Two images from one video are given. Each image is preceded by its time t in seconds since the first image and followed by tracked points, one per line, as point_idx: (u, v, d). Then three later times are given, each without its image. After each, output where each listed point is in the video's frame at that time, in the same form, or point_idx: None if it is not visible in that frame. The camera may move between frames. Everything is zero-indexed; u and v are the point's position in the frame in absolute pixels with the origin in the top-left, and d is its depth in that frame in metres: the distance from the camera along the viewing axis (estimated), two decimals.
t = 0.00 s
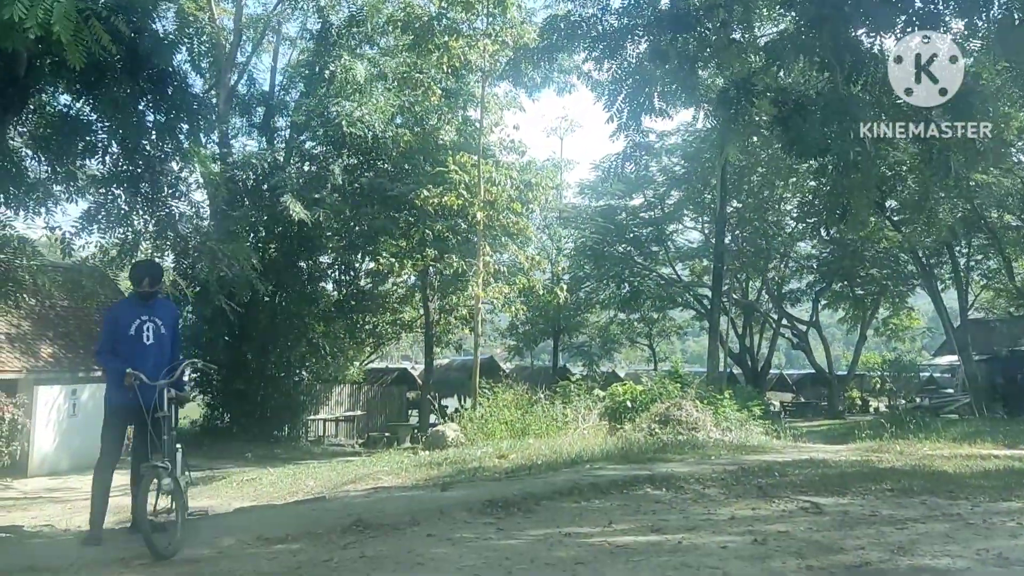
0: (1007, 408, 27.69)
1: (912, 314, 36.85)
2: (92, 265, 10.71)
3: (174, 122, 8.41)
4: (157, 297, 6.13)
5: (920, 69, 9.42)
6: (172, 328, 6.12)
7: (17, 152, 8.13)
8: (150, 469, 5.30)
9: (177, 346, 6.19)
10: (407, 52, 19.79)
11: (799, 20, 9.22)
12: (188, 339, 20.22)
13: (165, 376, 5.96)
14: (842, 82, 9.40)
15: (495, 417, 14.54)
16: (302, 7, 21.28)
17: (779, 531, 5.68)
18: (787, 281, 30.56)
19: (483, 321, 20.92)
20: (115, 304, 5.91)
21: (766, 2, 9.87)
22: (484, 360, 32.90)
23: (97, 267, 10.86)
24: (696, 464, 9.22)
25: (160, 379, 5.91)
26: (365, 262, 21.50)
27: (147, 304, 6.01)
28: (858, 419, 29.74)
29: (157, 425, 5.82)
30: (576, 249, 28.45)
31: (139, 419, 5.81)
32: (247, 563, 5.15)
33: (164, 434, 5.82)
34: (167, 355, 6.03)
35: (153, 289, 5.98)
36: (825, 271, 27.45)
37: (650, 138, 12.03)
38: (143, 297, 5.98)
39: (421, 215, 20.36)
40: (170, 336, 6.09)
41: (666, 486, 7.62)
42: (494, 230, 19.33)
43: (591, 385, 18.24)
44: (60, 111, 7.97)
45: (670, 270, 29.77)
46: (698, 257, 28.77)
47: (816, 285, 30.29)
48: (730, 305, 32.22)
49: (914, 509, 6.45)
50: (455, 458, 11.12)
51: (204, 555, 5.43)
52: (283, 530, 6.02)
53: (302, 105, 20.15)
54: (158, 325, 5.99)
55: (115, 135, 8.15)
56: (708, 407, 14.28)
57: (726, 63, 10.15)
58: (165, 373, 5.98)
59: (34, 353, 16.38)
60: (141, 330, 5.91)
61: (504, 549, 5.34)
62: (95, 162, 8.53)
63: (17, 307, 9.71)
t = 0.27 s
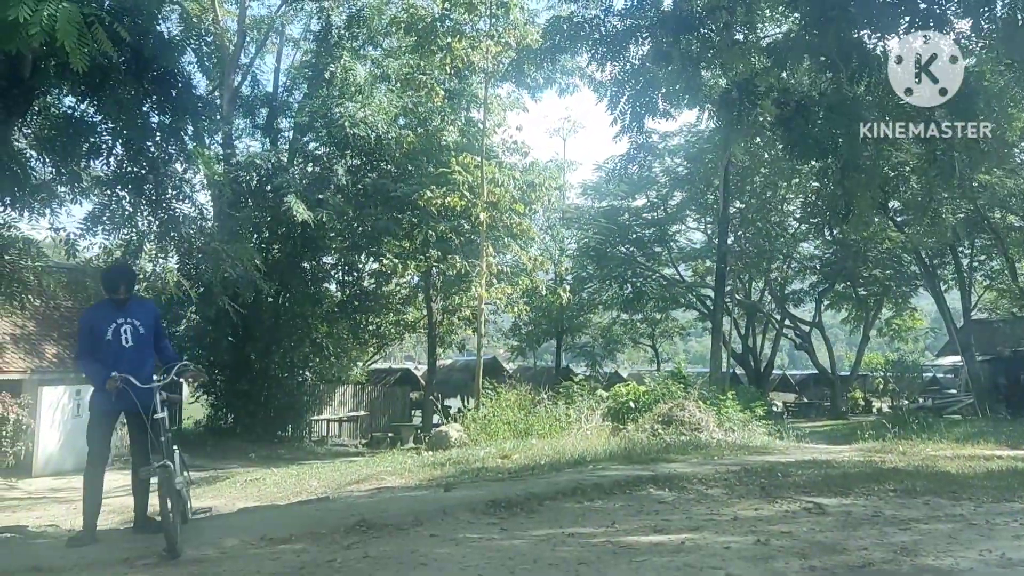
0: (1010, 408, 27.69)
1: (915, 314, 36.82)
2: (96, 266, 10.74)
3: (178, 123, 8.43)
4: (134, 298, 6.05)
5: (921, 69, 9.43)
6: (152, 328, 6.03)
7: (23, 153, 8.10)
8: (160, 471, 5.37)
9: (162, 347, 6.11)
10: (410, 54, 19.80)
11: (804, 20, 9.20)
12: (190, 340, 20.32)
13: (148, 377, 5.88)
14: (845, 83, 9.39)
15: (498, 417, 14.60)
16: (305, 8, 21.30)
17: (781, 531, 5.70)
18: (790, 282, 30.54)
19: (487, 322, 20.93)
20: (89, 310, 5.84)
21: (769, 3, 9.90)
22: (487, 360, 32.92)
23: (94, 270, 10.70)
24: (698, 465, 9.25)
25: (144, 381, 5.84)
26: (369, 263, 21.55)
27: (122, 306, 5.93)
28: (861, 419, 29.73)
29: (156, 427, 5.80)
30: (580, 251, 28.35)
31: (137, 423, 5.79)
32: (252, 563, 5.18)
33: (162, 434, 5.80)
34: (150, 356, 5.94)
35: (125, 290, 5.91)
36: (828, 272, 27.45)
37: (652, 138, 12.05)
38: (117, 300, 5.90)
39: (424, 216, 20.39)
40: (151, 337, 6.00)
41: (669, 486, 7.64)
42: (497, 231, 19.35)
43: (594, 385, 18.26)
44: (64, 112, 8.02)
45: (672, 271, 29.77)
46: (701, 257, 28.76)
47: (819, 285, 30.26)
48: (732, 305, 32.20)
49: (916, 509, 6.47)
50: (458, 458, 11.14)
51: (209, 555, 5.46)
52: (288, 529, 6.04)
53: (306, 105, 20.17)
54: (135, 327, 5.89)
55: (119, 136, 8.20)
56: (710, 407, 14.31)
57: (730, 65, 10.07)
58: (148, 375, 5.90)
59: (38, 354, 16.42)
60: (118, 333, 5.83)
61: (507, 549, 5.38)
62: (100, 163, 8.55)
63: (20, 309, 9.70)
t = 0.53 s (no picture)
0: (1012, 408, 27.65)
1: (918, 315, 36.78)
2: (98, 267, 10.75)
3: (181, 124, 8.45)
4: (120, 296, 5.99)
5: (920, 69, 9.40)
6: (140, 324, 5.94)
7: (26, 153, 8.03)
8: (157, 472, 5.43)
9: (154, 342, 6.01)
10: (412, 54, 19.81)
11: (808, 20, 9.15)
12: (192, 340, 20.35)
13: (137, 376, 5.79)
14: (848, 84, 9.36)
15: (499, 418, 14.59)
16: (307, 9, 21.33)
17: (784, 532, 5.69)
18: (792, 282, 30.53)
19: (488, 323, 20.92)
20: (74, 310, 5.79)
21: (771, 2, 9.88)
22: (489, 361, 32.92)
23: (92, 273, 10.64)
24: (700, 465, 9.23)
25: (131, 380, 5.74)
26: (370, 263, 21.55)
27: (107, 304, 5.86)
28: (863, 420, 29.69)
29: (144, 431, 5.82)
30: (582, 251, 28.28)
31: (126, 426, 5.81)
32: (252, 564, 5.18)
33: (151, 438, 5.81)
34: (138, 352, 5.85)
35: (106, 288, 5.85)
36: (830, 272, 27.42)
37: (654, 139, 12.05)
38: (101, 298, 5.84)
39: (426, 216, 20.38)
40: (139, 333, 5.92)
41: (671, 488, 7.62)
42: (498, 231, 19.34)
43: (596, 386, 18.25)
44: (66, 113, 8.08)
45: (674, 271, 29.75)
46: (703, 258, 28.74)
47: (821, 286, 30.24)
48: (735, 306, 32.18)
49: (918, 510, 6.46)
50: (460, 459, 11.13)
51: (210, 556, 5.46)
52: (289, 530, 6.04)
53: (308, 106, 20.18)
54: (121, 323, 5.82)
55: (122, 135, 8.22)
56: (713, 408, 14.30)
57: (733, 65, 9.95)
58: (137, 373, 5.83)
59: (40, 354, 16.43)
60: (103, 331, 5.76)
61: (509, 550, 5.37)
62: (102, 163, 8.56)
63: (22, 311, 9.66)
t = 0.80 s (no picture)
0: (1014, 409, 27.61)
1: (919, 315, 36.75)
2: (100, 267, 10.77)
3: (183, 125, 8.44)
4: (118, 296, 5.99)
5: (920, 70, 9.38)
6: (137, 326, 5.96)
7: (27, 154, 8.09)
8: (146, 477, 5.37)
9: (151, 344, 6.01)
10: (413, 55, 19.83)
11: (807, 21, 9.26)
12: (194, 340, 20.41)
13: (131, 378, 5.81)
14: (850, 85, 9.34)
15: (500, 418, 14.57)
16: (309, 9, 21.35)
17: (785, 533, 5.69)
18: (794, 283, 30.52)
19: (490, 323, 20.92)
20: (70, 309, 5.79)
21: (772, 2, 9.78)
22: (490, 361, 32.91)
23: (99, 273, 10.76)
24: (702, 466, 9.22)
25: (125, 382, 5.76)
26: (372, 264, 21.55)
27: (105, 304, 5.87)
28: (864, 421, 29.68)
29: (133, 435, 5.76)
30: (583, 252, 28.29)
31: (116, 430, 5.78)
32: (253, 564, 5.17)
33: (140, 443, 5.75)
34: (134, 354, 5.87)
35: (105, 289, 5.84)
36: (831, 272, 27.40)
37: (655, 139, 12.05)
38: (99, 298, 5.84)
39: (427, 216, 20.36)
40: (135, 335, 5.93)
41: (673, 488, 7.62)
42: (499, 231, 19.33)
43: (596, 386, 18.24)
44: (68, 113, 8.11)
45: (676, 271, 29.75)
46: (704, 258, 28.72)
47: (822, 286, 30.24)
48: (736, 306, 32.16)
49: (918, 510, 6.45)
50: (462, 459, 11.13)
51: (210, 556, 5.46)
52: (290, 530, 6.05)
53: (310, 106, 20.20)
54: (117, 325, 5.83)
55: (124, 136, 8.23)
56: (714, 408, 14.30)
57: (736, 65, 9.92)
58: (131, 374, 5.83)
59: (42, 355, 16.46)
60: (99, 332, 5.77)
61: (510, 551, 5.36)
62: (105, 163, 8.58)
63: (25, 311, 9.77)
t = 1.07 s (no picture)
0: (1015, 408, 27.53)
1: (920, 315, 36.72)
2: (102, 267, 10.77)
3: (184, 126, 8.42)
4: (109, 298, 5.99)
5: (920, 69, 9.38)
6: (132, 327, 5.95)
7: (27, 154, 8.19)
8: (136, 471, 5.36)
9: (148, 344, 6.00)
10: (414, 55, 19.84)
11: (808, 20, 9.24)
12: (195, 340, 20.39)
13: (128, 378, 5.82)
14: (851, 86, 9.33)
15: (501, 418, 14.57)
16: (309, 9, 21.33)
17: (786, 533, 5.68)
18: (794, 283, 30.51)
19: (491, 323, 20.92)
20: (63, 315, 5.82)
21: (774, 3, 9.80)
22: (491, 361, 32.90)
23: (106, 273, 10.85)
24: (702, 466, 9.21)
25: (123, 382, 5.78)
26: (373, 264, 21.54)
27: (98, 308, 5.88)
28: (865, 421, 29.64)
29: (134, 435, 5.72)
30: (583, 252, 28.31)
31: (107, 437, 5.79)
32: (254, 565, 5.18)
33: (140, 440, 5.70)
34: (131, 355, 5.87)
35: (95, 294, 5.84)
36: (833, 272, 27.37)
37: (655, 139, 12.05)
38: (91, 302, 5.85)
39: (426, 216, 20.34)
40: (131, 336, 5.93)
41: (674, 488, 7.62)
42: (499, 231, 19.30)
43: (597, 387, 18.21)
44: (70, 113, 8.19)
45: (676, 272, 29.72)
46: (705, 258, 28.71)
47: (823, 286, 30.22)
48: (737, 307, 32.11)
49: (920, 511, 6.44)
50: (463, 459, 11.13)
51: (211, 556, 5.47)
52: (291, 530, 6.06)
53: (310, 107, 20.21)
54: (111, 328, 5.84)
55: (124, 137, 8.24)
56: (715, 408, 14.31)
57: (737, 66, 9.90)
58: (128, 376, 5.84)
59: (43, 355, 16.46)
60: (93, 336, 5.79)
61: (511, 551, 5.35)
62: (105, 164, 8.60)
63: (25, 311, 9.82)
